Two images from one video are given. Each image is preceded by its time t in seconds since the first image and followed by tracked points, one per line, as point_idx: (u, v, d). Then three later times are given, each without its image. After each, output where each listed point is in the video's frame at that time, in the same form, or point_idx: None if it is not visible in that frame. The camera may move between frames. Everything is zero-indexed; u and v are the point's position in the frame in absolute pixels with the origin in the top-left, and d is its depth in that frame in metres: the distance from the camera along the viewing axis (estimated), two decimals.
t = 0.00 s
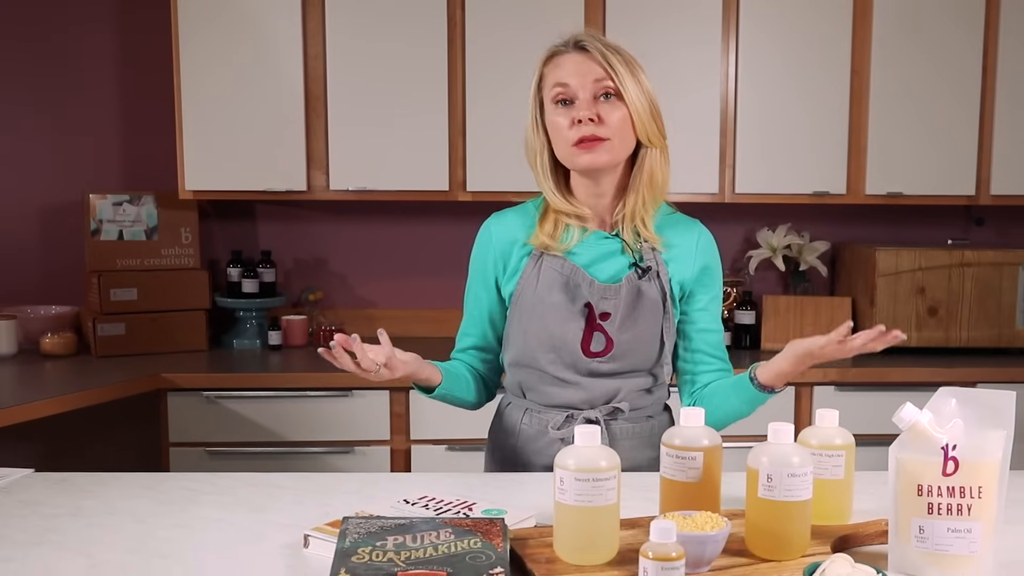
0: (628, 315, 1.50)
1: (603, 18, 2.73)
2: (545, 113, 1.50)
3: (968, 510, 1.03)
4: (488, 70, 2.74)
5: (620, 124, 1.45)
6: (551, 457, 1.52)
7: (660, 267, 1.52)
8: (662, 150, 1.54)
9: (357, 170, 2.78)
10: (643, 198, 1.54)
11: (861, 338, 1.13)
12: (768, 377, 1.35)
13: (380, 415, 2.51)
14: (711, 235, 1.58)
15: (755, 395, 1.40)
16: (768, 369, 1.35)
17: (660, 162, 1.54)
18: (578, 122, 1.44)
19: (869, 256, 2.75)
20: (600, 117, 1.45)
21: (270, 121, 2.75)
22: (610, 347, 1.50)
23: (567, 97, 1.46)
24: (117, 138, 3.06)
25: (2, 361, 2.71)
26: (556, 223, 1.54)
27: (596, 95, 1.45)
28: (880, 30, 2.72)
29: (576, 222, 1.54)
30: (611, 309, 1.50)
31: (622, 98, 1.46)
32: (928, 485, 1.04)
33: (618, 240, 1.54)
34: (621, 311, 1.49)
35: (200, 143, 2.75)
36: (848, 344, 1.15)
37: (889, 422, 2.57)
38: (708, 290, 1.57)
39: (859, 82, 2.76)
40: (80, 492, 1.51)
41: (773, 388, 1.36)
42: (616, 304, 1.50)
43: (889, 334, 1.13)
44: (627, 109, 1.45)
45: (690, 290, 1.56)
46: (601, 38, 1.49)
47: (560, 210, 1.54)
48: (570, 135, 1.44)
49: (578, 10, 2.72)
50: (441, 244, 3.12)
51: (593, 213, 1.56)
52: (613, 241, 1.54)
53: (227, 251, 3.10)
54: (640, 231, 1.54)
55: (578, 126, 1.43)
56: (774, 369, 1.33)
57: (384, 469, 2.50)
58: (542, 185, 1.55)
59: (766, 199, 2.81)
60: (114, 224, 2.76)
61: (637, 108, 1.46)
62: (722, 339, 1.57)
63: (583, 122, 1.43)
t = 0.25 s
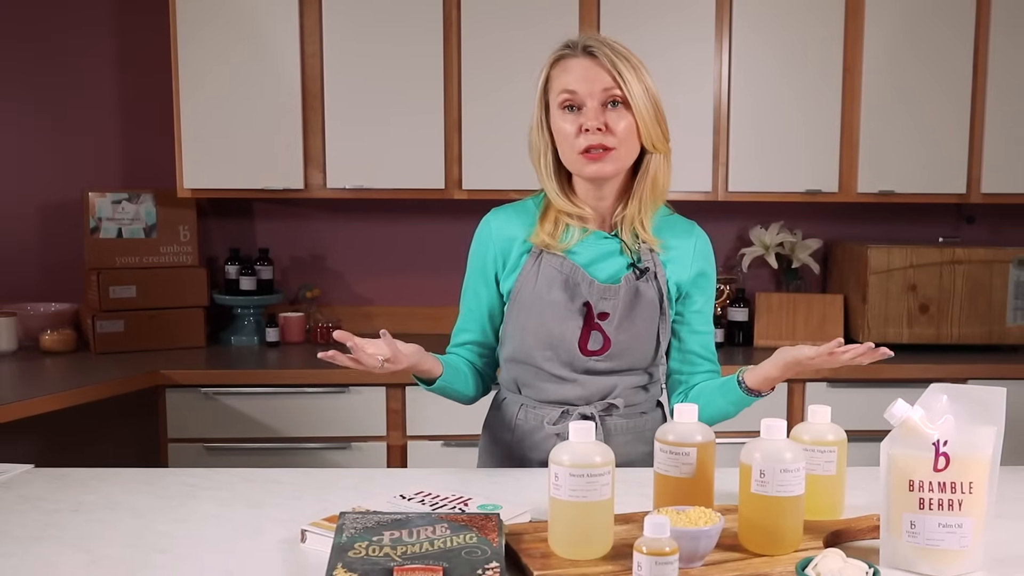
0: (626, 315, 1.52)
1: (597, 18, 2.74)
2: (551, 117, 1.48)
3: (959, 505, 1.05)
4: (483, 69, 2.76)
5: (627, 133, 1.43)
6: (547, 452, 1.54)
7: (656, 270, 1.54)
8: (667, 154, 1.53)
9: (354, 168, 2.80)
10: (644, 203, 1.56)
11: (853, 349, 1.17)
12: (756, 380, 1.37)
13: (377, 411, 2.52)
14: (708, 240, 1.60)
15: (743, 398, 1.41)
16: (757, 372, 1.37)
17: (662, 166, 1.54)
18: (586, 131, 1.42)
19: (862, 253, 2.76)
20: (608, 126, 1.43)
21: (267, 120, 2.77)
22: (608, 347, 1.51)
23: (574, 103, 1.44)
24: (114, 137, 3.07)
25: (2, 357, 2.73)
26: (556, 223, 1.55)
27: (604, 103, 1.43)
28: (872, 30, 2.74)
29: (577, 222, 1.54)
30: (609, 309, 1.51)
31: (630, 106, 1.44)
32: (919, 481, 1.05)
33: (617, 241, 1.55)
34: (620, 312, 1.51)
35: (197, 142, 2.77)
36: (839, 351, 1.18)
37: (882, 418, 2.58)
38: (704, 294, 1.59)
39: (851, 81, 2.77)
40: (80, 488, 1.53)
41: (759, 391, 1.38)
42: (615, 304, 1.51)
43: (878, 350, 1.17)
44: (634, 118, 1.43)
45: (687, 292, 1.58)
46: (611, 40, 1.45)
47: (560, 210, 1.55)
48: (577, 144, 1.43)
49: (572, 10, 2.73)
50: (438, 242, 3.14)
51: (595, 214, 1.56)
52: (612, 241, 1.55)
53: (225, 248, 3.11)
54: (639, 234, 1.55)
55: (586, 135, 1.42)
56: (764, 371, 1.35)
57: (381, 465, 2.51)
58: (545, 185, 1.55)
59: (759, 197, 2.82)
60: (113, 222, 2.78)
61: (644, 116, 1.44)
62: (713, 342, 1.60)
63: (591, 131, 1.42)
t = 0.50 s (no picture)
0: (620, 313, 1.53)
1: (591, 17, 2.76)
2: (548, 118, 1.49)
3: (949, 500, 1.06)
4: (479, 68, 2.77)
5: (624, 138, 1.45)
6: (542, 447, 1.56)
7: (650, 268, 1.56)
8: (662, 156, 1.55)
9: (351, 166, 2.81)
10: (638, 203, 1.57)
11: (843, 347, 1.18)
12: (748, 377, 1.38)
13: (373, 408, 2.53)
14: (702, 238, 1.62)
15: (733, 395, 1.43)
16: (748, 369, 1.38)
17: (657, 169, 1.55)
18: (584, 134, 1.44)
19: (853, 251, 2.78)
20: (606, 130, 1.44)
21: (265, 119, 2.78)
22: (602, 344, 1.53)
23: (572, 106, 1.46)
24: (112, 137, 3.09)
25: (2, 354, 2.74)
26: (551, 221, 1.57)
27: (602, 106, 1.45)
28: (863, 30, 2.76)
29: (571, 219, 1.56)
30: (603, 307, 1.53)
31: (627, 110, 1.45)
32: (910, 476, 1.07)
33: (611, 239, 1.57)
34: (614, 310, 1.52)
35: (195, 140, 2.78)
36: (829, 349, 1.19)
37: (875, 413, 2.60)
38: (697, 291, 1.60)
39: (843, 80, 2.79)
40: (79, 483, 1.54)
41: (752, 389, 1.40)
42: (609, 302, 1.53)
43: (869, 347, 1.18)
44: (631, 122, 1.45)
45: (679, 290, 1.59)
46: (609, 42, 1.46)
47: (555, 208, 1.57)
48: (574, 147, 1.45)
49: (567, 10, 2.74)
50: (434, 239, 3.15)
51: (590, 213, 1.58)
52: (607, 239, 1.57)
53: (223, 246, 3.12)
54: (633, 233, 1.57)
55: (583, 138, 1.44)
56: (755, 368, 1.36)
57: (377, 460, 2.53)
58: (541, 185, 1.56)
59: (752, 195, 2.84)
60: (112, 219, 2.79)
61: (640, 121, 1.45)
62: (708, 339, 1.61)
63: (589, 135, 1.43)
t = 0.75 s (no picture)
0: (614, 309, 1.55)
1: (586, 17, 2.77)
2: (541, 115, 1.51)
3: (940, 496, 1.08)
4: (475, 68, 2.79)
5: (616, 135, 1.46)
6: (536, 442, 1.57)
7: (642, 265, 1.57)
8: (654, 155, 1.56)
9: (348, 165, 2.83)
10: (630, 201, 1.58)
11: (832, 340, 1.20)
12: (741, 371, 1.39)
13: (370, 404, 2.55)
14: (694, 234, 1.63)
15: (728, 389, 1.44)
16: (741, 363, 1.39)
17: (649, 168, 1.57)
18: (576, 132, 1.45)
19: (845, 248, 2.79)
20: (598, 127, 1.46)
21: (262, 118, 2.79)
22: (596, 339, 1.54)
23: (565, 104, 1.47)
24: (109, 135, 3.10)
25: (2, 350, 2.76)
26: (544, 218, 1.58)
27: (595, 104, 1.46)
28: (855, 29, 2.77)
29: (565, 217, 1.58)
30: (596, 303, 1.54)
31: (620, 108, 1.47)
32: (902, 472, 1.08)
33: (604, 237, 1.59)
34: (607, 305, 1.54)
35: (192, 139, 2.80)
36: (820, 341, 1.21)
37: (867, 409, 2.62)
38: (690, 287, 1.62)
39: (835, 79, 2.80)
40: (79, 479, 1.56)
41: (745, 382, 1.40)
42: (603, 299, 1.54)
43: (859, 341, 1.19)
44: (623, 121, 1.46)
45: (672, 286, 1.61)
46: (604, 42, 1.48)
47: (549, 204, 1.58)
48: (567, 143, 1.46)
49: (561, 9, 2.76)
50: (430, 237, 3.17)
51: (582, 209, 1.59)
52: (599, 237, 1.58)
53: (221, 244, 3.14)
54: (625, 230, 1.58)
55: (575, 136, 1.45)
56: (748, 362, 1.37)
57: (374, 456, 2.55)
58: (534, 180, 1.58)
59: (745, 193, 2.85)
60: (112, 217, 2.81)
61: (633, 120, 1.47)
62: (700, 334, 1.63)
63: (581, 132, 1.45)
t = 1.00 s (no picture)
0: (604, 296, 1.58)
1: (580, 17, 2.79)
2: (542, 95, 1.53)
3: (931, 491, 1.10)
4: (470, 67, 2.80)
5: (616, 120, 1.50)
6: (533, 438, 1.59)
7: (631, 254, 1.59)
8: (647, 156, 1.57)
9: (345, 163, 2.84)
10: (620, 196, 1.59)
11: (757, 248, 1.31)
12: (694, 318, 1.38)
13: (366, 400, 2.57)
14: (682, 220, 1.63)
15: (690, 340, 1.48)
16: (691, 312, 1.38)
17: (642, 168, 1.57)
18: (579, 107, 1.49)
19: (837, 246, 2.81)
20: (600, 108, 1.50)
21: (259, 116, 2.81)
22: (589, 326, 1.57)
23: (570, 84, 1.51)
24: (107, 134, 3.12)
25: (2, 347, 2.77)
26: (534, 208, 1.59)
27: (599, 88, 1.50)
28: (847, 29, 2.79)
29: (553, 207, 1.58)
30: (588, 290, 1.58)
31: (622, 96, 1.51)
32: (893, 467, 1.10)
33: (593, 228, 1.60)
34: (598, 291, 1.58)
35: (190, 138, 2.81)
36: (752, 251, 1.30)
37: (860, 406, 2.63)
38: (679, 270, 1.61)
39: (828, 79, 2.82)
40: (78, 474, 1.57)
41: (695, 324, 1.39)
42: (592, 285, 1.58)
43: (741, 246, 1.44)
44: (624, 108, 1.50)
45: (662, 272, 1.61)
46: (612, 36, 1.54)
47: (538, 189, 1.57)
48: (568, 119, 1.49)
49: (556, 9, 2.77)
50: (427, 235, 3.18)
51: (571, 198, 1.60)
52: (588, 228, 1.60)
53: (219, 242, 3.15)
54: (613, 221, 1.60)
55: (578, 110, 1.49)
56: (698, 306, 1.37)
57: (370, 452, 2.56)
58: (525, 161, 1.57)
59: (738, 191, 2.87)
60: (111, 215, 2.82)
61: (632, 111, 1.51)
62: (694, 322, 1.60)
63: (585, 108, 1.49)
